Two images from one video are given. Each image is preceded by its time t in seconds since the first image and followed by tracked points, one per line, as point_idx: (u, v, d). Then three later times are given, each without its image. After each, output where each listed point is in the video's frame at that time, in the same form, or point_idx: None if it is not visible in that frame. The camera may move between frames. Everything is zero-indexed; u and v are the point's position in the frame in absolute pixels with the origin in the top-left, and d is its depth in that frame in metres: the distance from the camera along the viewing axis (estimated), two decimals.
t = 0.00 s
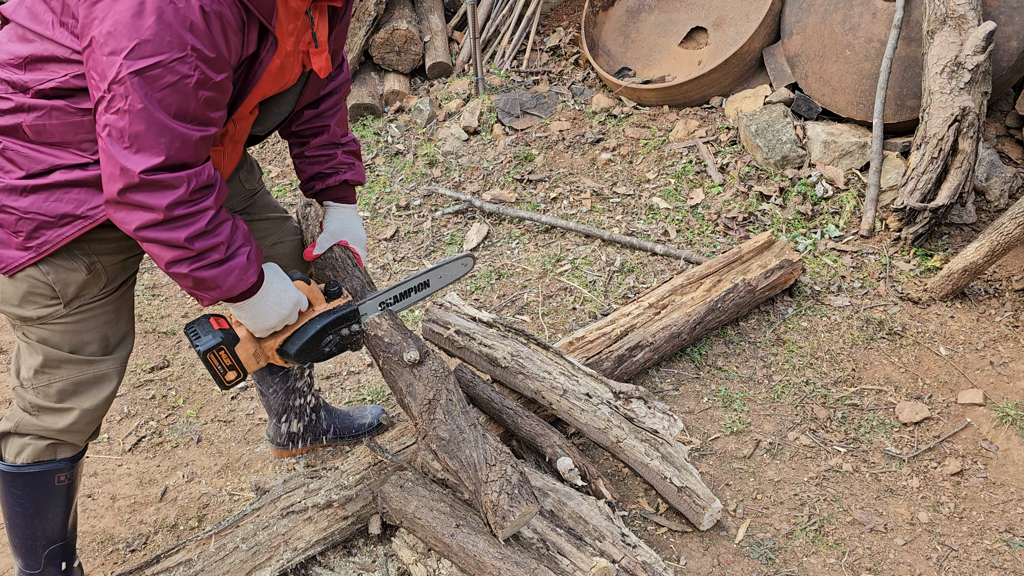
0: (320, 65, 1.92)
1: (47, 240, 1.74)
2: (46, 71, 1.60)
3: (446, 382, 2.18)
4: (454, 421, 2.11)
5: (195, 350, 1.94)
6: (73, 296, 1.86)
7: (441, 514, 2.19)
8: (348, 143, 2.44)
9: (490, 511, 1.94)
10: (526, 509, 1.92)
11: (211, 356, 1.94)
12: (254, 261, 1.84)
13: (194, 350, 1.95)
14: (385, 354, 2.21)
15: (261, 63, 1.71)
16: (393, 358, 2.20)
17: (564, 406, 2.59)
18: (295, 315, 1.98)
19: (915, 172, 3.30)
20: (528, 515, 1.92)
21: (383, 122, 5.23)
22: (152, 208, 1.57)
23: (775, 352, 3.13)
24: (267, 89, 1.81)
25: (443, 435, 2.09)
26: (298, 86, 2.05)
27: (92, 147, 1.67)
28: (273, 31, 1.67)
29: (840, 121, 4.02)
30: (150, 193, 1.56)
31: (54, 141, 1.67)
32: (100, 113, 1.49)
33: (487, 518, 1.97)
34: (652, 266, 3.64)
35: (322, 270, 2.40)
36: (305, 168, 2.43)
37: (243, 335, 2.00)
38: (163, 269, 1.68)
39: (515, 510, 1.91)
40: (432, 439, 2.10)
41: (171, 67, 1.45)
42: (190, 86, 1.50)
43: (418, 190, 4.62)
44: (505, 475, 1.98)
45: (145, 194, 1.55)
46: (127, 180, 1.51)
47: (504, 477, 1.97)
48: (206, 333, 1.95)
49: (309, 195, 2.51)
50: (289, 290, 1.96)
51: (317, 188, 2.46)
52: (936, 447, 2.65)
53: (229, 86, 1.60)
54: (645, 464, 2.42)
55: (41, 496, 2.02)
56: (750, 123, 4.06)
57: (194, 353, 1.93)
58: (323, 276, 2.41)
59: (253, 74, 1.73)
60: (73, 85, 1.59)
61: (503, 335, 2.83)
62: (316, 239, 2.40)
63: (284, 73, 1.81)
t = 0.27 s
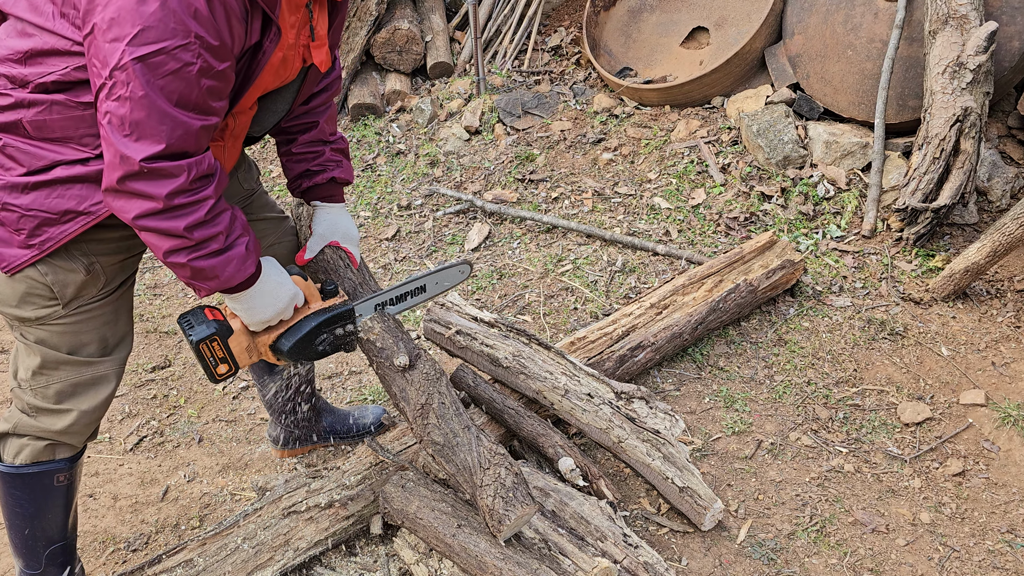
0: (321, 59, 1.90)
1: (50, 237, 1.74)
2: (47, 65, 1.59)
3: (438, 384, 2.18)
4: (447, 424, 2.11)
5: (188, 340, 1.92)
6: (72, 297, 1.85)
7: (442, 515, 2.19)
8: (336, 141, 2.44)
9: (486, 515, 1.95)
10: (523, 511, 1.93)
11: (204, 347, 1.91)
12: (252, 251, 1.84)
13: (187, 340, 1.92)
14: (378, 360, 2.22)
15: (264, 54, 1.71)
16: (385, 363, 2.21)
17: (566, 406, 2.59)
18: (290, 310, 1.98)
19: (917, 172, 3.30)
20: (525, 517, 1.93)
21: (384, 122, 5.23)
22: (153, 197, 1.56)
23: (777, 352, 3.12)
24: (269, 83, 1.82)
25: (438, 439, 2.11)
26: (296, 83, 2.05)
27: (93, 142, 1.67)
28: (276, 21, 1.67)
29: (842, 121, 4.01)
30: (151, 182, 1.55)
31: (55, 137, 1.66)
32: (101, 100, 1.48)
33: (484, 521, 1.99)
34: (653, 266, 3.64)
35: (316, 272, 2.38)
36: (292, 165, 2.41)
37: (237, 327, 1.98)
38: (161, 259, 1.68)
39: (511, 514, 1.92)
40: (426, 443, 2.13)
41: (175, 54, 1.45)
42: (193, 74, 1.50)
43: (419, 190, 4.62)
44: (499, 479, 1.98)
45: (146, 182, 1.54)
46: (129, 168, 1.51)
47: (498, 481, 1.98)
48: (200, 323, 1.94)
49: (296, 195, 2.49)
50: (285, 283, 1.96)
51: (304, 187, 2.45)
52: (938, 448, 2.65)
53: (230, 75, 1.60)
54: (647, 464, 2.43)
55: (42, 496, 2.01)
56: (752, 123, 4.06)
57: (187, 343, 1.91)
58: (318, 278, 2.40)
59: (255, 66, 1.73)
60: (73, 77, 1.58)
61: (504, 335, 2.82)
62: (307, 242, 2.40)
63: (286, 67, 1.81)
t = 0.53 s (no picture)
0: (323, 67, 1.90)
1: (45, 238, 1.73)
2: (48, 68, 1.60)
3: (459, 379, 2.16)
4: (467, 415, 2.09)
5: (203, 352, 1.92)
6: (69, 295, 1.85)
7: (441, 514, 2.19)
8: (362, 148, 2.44)
9: (501, 504, 1.91)
10: (540, 503, 1.92)
11: (219, 358, 1.91)
12: (260, 258, 1.84)
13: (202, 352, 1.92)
14: (397, 347, 2.19)
15: (266, 64, 1.72)
16: (406, 351, 2.18)
17: (567, 405, 2.60)
18: (300, 315, 1.99)
19: (918, 171, 3.30)
20: (539, 509, 1.92)
21: (385, 121, 5.23)
22: (161, 208, 1.56)
23: (778, 351, 3.12)
24: (270, 91, 1.82)
25: (455, 427, 2.06)
26: (299, 88, 2.06)
27: (92, 145, 1.67)
28: (279, 33, 1.68)
29: (842, 120, 4.01)
30: (159, 194, 1.55)
31: (52, 139, 1.66)
32: (107, 113, 1.48)
33: (495, 512, 1.94)
34: (654, 265, 3.64)
35: (329, 264, 2.39)
36: (319, 171, 2.43)
37: (250, 335, 1.98)
38: (170, 270, 1.68)
39: (527, 504, 1.90)
40: (442, 431, 2.06)
41: (182, 68, 1.45)
42: (200, 87, 1.50)
43: (419, 189, 4.62)
44: (518, 470, 1.97)
45: (155, 195, 1.54)
46: (137, 181, 1.51)
47: (517, 472, 1.97)
48: (213, 334, 1.94)
49: (321, 198, 2.51)
50: (294, 289, 1.97)
51: (331, 192, 2.46)
52: (939, 447, 2.65)
53: (235, 86, 1.60)
54: (647, 464, 2.43)
55: (42, 495, 2.01)
56: (752, 122, 4.06)
57: (202, 355, 1.91)
58: (327, 273, 2.41)
59: (257, 76, 1.73)
60: (77, 83, 1.59)
61: (505, 334, 2.82)
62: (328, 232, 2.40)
63: (286, 75, 1.82)
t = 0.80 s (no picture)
0: (325, 83, 1.92)
1: (38, 241, 1.73)
2: (49, 75, 1.60)
3: (466, 378, 2.18)
4: (473, 412, 2.09)
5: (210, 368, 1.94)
6: (68, 292, 1.85)
7: (440, 512, 2.19)
8: (369, 153, 2.45)
9: (505, 499, 1.91)
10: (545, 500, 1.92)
11: (226, 374, 1.94)
12: (261, 274, 1.83)
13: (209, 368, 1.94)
14: (405, 343, 2.21)
15: (267, 86, 1.71)
16: (414, 346, 2.20)
17: (564, 403, 2.60)
18: (304, 324, 1.98)
19: (915, 170, 3.30)
20: (542, 507, 1.91)
21: (382, 120, 5.22)
22: (163, 226, 1.55)
23: (775, 349, 3.12)
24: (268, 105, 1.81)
25: (461, 423, 2.05)
26: (299, 99, 2.05)
27: (90, 153, 1.67)
28: (283, 56, 1.68)
29: (839, 118, 4.01)
30: (161, 211, 1.55)
31: (50, 145, 1.66)
32: (111, 131, 1.47)
33: (498, 508, 1.93)
34: (651, 263, 3.64)
35: (335, 262, 2.39)
36: (327, 176, 2.42)
37: (255, 349, 1.98)
38: (172, 286, 1.67)
39: (532, 500, 1.90)
40: (447, 425, 2.06)
41: (188, 91, 1.45)
42: (205, 109, 1.50)
43: (416, 188, 4.62)
44: (524, 467, 1.98)
45: (157, 212, 1.54)
46: (140, 199, 1.50)
47: (523, 468, 1.97)
48: (218, 351, 1.94)
49: (328, 199, 2.51)
50: (294, 300, 1.95)
51: (339, 196, 2.46)
52: (935, 445, 2.65)
53: (238, 107, 1.61)
54: (644, 462, 2.43)
55: (39, 494, 2.01)
56: (749, 120, 4.06)
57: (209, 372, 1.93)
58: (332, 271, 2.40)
59: (257, 96, 1.73)
60: (78, 93, 1.59)
61: (502, 333, 2.81)
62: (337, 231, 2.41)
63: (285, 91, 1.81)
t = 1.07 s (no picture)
0: (325, 81, 1.92)
1: (38, 242, 1.73)
2: (49, 74, 1.60)
3: (459, 376, 2.14)
4: (467, 412, 2.07)
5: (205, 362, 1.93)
6: (67, 293, 1.84)
7: (437, 510, 2.19)
8: (360, 148, 2.46)
9: (499, 499, 1.91)
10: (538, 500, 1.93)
11: (222, 368, 1.93)
12: (260, 269, 1.84)
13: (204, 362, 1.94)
14: (398, 343, 2.14)
15: (270, 83, 1.71)
16: (408, 347, 2.13)
17: (560, 402, 2.61)
18: (302, 321, 1.99)
19: (910, 168, 3.31)
20: (536, 507, 1.92)
21: (378, 119, 5.22)
22: (165, 223, 1.56)
23: (770, 348, 3.13)
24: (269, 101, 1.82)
25: (455, 423, 2.04)
26: (300, 96, 2.05)
27: (90, 152, 1.67)
28: (286, 53, 1.68)
29: (835, 116, 4.02)
30: (163, 208, 1.55)
31: (50, 145, 1.65)
32: (112, 127, 1.47)
33: (493, 508, 1.93)
34: (647, 262, 3.64)
35: (327, 262, 2.37)
36: (317, 172, 2.43)
37: (252, 344, 2.00)
38: (171, 282, 1.67)
39: (526, 500, 1.91)
40: (441, 426, 2.04)
41: (191, 87, 1.45)
42: (207, 106, 1.50)
43: (412, 187, 4.61)
44: (518, 467, 1.97)
45: (159, 209, 1.54)
46: (141, 195, 1.50)
47: (517, 468, 1.97)
48: (214, 345, 1.94)
49: (318, 198, 2.52)
50: (293, 297, 1.97)
51: (330, 192, 2.47)
52: (931, 442, 2.65)
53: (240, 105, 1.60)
54: (640, 460, 2.44)
55: (34, 495, 2.00)
56: (745, 119, 4.06)
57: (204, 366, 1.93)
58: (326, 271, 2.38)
59: (259, 94, 1.73)
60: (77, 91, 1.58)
61: (498, 332, 2.81)
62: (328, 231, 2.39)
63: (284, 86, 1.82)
